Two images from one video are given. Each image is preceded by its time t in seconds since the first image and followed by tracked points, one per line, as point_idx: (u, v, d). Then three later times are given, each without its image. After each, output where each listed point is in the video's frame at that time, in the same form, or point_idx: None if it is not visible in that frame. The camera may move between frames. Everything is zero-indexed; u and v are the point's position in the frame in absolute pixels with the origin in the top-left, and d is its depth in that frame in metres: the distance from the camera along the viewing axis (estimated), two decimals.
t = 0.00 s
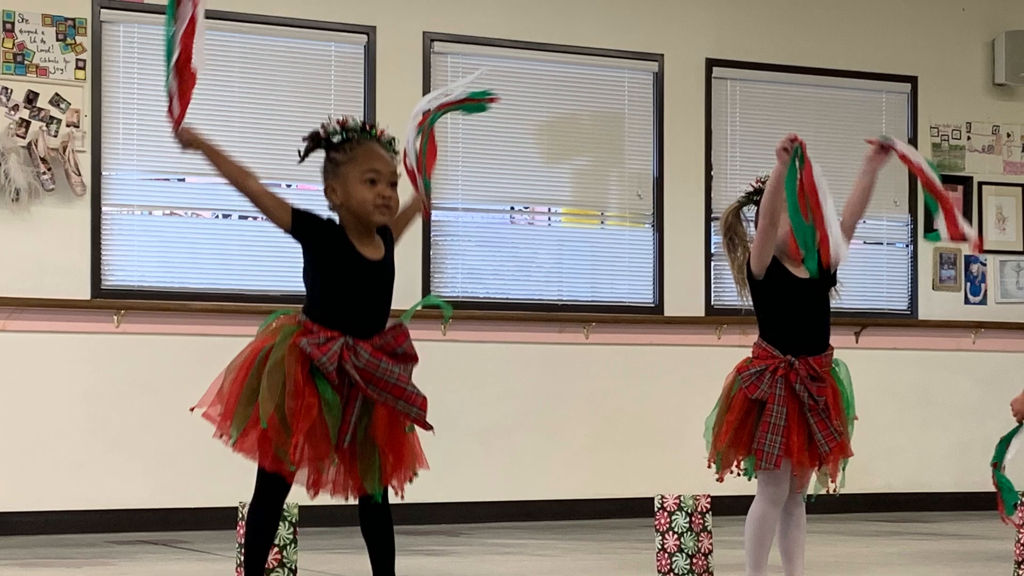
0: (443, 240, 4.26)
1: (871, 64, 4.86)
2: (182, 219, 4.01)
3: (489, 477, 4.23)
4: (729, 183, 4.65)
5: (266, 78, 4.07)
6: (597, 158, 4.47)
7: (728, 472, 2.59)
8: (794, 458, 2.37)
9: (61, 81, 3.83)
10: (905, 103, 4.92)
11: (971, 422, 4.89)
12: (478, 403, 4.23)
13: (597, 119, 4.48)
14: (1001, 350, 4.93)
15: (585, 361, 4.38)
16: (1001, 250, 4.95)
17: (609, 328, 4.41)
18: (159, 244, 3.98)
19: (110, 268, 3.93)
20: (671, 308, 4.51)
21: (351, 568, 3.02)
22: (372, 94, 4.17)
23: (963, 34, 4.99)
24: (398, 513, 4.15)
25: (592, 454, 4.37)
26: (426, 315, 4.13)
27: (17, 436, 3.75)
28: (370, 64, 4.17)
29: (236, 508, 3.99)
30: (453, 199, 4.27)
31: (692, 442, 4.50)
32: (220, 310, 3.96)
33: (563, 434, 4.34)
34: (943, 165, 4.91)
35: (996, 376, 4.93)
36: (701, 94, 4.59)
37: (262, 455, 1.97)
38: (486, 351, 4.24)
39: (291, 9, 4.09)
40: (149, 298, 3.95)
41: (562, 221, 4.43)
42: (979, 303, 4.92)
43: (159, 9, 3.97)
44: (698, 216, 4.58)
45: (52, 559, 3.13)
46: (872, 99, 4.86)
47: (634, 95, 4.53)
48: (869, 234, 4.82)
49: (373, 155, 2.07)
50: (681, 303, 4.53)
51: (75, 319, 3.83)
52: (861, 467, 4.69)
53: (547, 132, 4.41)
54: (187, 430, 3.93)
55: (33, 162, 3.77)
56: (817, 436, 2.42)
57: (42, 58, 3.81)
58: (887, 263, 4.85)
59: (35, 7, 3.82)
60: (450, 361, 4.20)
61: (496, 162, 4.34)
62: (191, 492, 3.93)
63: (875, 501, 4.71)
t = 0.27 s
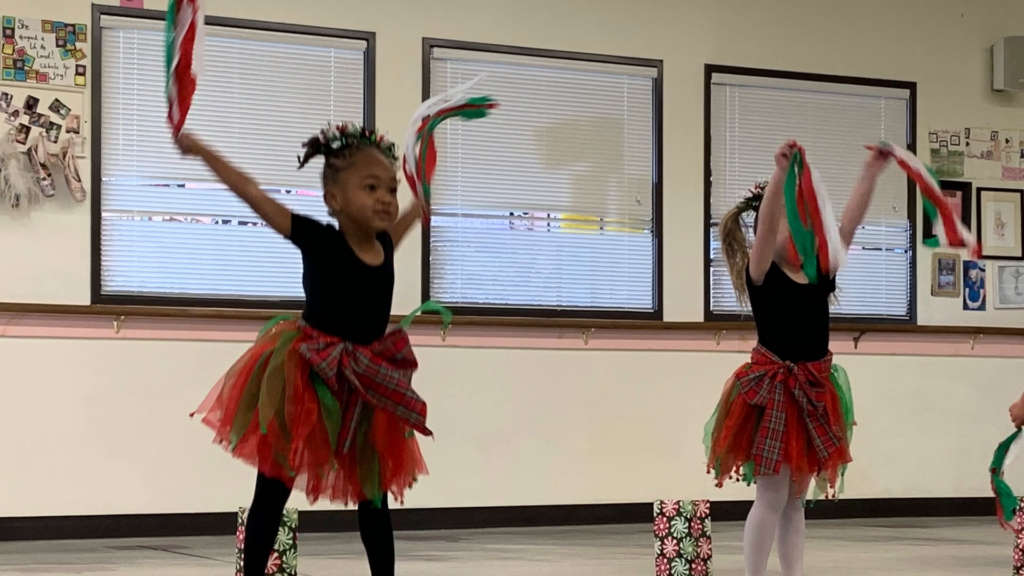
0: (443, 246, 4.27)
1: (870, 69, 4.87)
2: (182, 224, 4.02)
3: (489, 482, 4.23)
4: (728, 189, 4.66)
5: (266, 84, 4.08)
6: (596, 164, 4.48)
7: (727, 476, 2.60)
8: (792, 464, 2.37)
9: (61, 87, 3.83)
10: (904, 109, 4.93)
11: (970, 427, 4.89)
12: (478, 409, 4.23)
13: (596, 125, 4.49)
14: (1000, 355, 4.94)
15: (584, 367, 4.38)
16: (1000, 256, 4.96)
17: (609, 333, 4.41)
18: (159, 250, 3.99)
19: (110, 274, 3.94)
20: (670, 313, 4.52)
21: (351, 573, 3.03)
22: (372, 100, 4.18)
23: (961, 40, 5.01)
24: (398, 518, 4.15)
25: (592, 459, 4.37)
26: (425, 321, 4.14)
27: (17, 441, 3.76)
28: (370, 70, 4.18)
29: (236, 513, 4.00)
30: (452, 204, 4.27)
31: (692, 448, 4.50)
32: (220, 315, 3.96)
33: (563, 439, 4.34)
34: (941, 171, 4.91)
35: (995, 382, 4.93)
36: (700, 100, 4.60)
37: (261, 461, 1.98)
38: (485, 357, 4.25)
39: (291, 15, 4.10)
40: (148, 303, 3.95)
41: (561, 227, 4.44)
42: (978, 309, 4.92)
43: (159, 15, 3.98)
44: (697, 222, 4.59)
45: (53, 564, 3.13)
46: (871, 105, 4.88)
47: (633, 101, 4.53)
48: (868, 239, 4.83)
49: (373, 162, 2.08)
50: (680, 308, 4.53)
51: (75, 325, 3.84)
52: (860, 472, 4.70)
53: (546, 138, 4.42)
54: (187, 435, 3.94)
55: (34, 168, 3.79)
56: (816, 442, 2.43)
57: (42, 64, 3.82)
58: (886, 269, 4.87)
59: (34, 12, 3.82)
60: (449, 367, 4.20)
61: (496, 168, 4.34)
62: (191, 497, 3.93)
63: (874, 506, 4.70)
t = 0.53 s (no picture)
0: (444, 252, 4.06)
1: (870, 75, 4.87)
2: (182, 229, 3.71)
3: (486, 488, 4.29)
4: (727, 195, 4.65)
5: (262, 88, 4.00)
6: (597, 170, 4.39)
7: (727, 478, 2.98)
8: (791, 469, 2.78)
9: (61, 94, 3.87)
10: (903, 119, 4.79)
11: (969, 433, 4.87)
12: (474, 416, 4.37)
13: (597, 131, 4.36)
14: (999, 360, 4.94)
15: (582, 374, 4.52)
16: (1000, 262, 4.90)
17: (607, 338, 4.50)
18: (158, 258, 3.71)
19: (110, 281, 3.81)
20: (669, 319, 4.47)
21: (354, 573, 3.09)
22: (371, 106, 4.17)
23: (959, 46, 5.03)
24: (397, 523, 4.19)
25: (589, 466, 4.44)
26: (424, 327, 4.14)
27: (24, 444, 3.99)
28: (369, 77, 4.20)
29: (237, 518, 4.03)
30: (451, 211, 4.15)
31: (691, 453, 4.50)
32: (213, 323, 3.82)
33: (562, 447, 4.44)
34: (941, 175, 4.82)
35: (995, 387, 4.93)
36: (698, 107, 4.62)
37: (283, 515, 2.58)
38: (486, 363, 4.39)
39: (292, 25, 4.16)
40: (146, 310, 3.76)
41: (561, 232, 4.37)
42: (977, 315, 4.85)
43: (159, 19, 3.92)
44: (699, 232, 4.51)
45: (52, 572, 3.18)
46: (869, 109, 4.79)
47: (633, 106, 4.45)
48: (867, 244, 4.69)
49: (373, 171, 2.85)
50: (680, 314, 4.45)
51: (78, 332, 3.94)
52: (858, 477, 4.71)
53: (546, 144, 4.33)
54: (187, 440, 3.96)
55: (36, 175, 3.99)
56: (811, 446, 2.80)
57: (44, 72, 3.92)
58: (886, 274, 4.64)
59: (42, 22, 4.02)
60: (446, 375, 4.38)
61: (495, 173, 4.33)
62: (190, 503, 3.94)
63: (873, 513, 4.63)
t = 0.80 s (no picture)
0: (447, 261, 4.06)
1: (870, 82, 4.88)
2: (181, 240, 3.93)
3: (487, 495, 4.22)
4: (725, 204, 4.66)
5: (266, 98, 4.02)
6: (595, 177, 4.35)
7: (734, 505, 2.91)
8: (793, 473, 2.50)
9: (62, 101, 3.88)
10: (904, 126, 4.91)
11: (965, 439, 4.90)
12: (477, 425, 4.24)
13: (597, 151, 4.35)
14: (999, 369, 4.93)
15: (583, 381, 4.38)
16: (999, 272, 4.97)
17: (607, 347, 4.41)
18: (158, 266, 3.90)
19: (110, 288, 3.94)
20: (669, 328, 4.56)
21: None
22: (371, 114, 4.20)
23: (962, 53, 5.02)
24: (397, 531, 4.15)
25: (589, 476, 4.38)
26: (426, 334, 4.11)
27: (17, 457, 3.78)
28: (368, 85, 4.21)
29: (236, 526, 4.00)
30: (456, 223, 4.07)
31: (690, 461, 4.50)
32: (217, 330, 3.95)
33: (561, 458, 4.35)
34: (940, 184, 4.94)
35: (992, 394, 4.94)
36: (698, 115, 4.67)
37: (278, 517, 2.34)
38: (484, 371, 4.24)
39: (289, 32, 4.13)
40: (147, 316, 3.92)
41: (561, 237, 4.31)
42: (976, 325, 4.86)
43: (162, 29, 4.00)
44: (697, 238, 4.65)
45: None
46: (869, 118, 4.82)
47: (633, 117, 4.50)
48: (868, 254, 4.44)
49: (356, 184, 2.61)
50: (680, 321, 4.60)
51: (76, 339, 3.86)
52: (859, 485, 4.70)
53: (545, 150, 4.27)
54: (186, 450, 3.95)
55: (35, 184, 3.83)
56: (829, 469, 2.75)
57: (42, 76, 3.87)
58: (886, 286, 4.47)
59: (37, 25, 3.88)
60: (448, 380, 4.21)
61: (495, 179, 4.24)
62: (189, 511, 3.95)
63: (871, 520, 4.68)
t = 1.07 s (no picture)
0: (442, 274, 3.79)
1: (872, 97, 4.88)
2: (182, 251, 3.77)
3: (484, 510, 4.23)
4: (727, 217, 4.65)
5: (266, 110, 4.02)
6: (596, 193, 4.23)
7: (725, 510, 3.05)
8: (799, 492, 2.89)
9: (62, 112, 3.86)
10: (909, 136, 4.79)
11: (967, 456, 4.87)
12: (478, 437, 4.27)
13: (599, 152, 4.30)
14: (1000, 385, 4.92)
15: (581, 394, 4.43)
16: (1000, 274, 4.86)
17: (608, 363, 4.46)
18: (157, 278, 3.78)
19: (109, 299, 3.90)
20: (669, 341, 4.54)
21: None
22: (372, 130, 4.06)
23: (963, 69, 5.02)
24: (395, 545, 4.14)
25: (589, 490, 4.41)
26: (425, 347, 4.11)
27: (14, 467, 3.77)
28: (369, 97, 4.22)
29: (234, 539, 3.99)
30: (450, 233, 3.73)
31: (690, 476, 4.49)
32: (216, 342, 3.94)
33: (563, 471, 4.40)
34: (943, 201, 4.79)
35: (995, 411, 4.91)
36: (700, 128, 4.69)
37: (277, 519, 2.45)
38: (482, 383, 4.29)
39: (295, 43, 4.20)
40: (146, 328, 3.89)
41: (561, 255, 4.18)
42: (977, 340, 4.84)
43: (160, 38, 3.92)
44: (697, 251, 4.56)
45: None
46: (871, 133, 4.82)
47: (634, 129, 4.49)
48: (869, 270, 4.29)
49: (353, 193, 2.68)
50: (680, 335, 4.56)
51: (74, 351, 3.85)
52: (861, 502, 4.65)
53: (545, 164, 4.14)
54: (185, 461, 3.93)
55: (33, 195, 3.86)
56: (811, 476, 2.93)
57: (42, 89, 3.86)
58: (887, 301, 4.41)
59: (38, 37, 3.88)
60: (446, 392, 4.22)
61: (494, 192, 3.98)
62: (187, 522, 3.93)
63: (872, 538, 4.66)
